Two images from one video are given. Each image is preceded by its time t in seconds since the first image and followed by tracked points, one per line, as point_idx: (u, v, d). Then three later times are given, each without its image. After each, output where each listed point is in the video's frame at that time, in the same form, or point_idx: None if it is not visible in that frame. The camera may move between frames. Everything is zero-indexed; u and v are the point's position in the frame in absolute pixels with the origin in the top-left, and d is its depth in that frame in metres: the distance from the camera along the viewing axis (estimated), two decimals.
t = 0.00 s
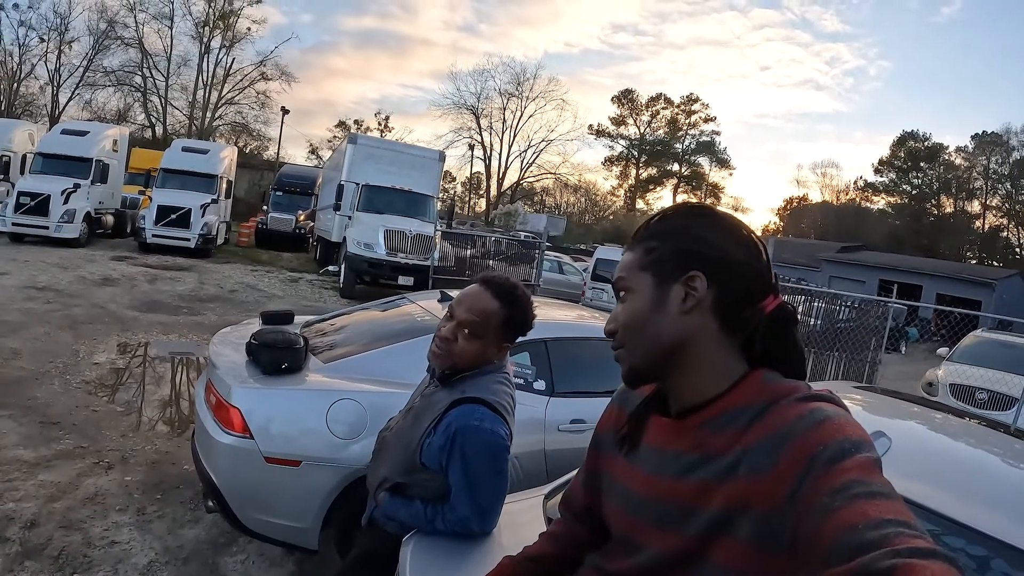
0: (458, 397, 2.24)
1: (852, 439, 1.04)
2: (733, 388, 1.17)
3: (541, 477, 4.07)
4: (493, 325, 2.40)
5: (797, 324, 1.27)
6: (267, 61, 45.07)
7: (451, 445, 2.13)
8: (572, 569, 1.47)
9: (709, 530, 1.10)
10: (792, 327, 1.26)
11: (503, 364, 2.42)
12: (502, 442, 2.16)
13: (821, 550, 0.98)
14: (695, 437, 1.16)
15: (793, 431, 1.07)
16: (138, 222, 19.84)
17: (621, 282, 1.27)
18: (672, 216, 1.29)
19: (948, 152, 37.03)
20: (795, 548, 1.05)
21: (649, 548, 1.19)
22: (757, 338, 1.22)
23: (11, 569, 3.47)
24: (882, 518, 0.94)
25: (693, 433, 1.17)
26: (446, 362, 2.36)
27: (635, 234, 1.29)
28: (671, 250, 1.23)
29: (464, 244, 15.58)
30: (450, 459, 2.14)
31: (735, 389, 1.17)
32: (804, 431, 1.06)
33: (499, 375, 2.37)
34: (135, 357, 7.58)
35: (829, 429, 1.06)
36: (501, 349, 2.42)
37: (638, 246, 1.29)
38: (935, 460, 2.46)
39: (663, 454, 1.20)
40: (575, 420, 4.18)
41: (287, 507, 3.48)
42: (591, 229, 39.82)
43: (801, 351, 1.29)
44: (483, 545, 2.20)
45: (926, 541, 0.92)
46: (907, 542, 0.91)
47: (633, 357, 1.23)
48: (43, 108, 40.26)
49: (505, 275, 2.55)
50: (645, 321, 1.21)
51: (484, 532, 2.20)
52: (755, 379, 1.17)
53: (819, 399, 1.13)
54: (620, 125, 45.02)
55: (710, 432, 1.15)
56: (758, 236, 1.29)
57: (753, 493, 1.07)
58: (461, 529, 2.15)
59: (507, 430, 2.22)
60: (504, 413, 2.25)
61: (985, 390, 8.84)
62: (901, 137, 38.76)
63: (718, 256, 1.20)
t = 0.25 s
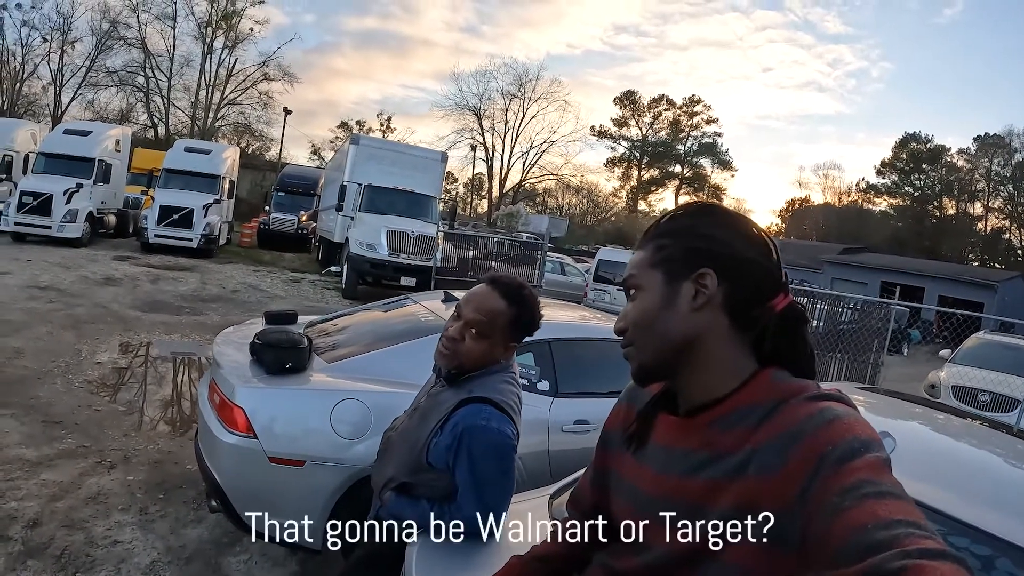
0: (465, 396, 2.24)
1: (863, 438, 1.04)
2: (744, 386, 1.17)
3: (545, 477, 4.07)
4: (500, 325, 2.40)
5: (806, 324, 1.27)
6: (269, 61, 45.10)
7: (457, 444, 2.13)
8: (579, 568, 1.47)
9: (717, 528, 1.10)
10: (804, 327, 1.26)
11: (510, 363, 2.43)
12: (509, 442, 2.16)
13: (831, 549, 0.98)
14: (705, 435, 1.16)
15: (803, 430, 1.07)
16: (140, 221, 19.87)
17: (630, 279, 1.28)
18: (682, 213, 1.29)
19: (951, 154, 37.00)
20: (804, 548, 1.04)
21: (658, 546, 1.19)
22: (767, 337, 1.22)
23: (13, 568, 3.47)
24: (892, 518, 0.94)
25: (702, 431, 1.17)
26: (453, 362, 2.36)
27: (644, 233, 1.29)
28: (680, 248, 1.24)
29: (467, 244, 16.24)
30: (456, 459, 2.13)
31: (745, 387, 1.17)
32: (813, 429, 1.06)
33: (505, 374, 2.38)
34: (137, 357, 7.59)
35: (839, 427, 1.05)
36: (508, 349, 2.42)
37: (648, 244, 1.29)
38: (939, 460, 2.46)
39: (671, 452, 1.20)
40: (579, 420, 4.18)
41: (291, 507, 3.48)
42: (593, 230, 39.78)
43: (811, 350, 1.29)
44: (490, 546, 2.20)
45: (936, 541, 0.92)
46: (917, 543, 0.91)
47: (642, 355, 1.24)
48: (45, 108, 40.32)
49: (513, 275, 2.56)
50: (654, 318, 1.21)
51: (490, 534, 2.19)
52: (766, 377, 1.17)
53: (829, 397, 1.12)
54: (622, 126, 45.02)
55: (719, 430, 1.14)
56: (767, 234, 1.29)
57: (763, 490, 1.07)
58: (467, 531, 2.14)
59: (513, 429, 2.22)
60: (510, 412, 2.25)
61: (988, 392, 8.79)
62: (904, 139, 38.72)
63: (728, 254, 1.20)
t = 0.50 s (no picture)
0: (469, 392, 2.24)
1: (864, 431, 1.04)
2: (744, 380, 1.17)
3: (547, 475, 4.06)
4: (505, 323, 2.40)
5: (806, 318, 1.27)
6: (272, 62, 45.18)
7: (461, 441, 2.14)
8: (582, 564, 1.47)
9: (719, 527, 1.10)
10: (802, 322, 1.26)
11: (514, 361, 2.43)
12: (513, 439, 2.17)
13: (834, 544, 0.98)
14: (706, 430, 1.16)
15: (805, 424, 1.07)
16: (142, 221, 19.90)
17: (625, 277, 1.29)
18: (679, 210, 1.29)
19: (953, 155, 37.03)
20: (810, 541, 1.04)
21: (663, 543, 1.19)
22: (765, 332, 1.23)
23: (16, 566, 3.48)
24: (895, 511, 0.94)
25: (702, 426, 1.17)
26: (457, 359, 2.37)
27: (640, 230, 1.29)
28: (681, 242, 1.23)
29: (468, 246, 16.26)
30: (460, 455, 2.14)
31: (745, 381, 1.17)
32: (813, 424, 1.06)
33: (509, 372, 2.38)
34: (139, 356, 7.60)
35: (842, 421, 1.05)
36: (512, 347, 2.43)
37: (645, 239, 1.29)
38: (941, 459, 2.45)
39: (672, 448, 1.20)
40: (581, 420, 4.18)
41: (293, 505, 3.48)
42: (594, 231, 39.83)
43: (811, 345, 1.29)
44: (493, 545, 2.20)
45: (942, 533, 0.91)
46: (922, 535, 0.91)
47: (642, 352, 1.23)
48: (48, 108, 40.41)
49: (517, 273, 2.56)
50: (654, 314, 1.21)
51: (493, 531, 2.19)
52: (766, 372, 1.17)
53: (829, 391, 1.12)
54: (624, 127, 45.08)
55: (720, 425, 1.14)
56: (768, 232, 1.29)
57: (766, 484, 1.07)
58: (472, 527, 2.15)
59: (518, 426, 2.22)
60: (514, 409, 2.25)
61: (990, 393, 8.76)
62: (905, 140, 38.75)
63: (728, 248, 1.20)
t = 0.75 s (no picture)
0: (472, 388, 2.24)
1: (862, 423, 1.04)
2: (742, 373, 1.17)
3: (548, 474, 4.06)
4: (507, 321, 2.40)
5: (803, 312, 1.28)
6: (272, 63, 45.20)
7: (464, 437, 2.14)
8: (583, 560, 1.47)
9: (720, 523, 1.10)
10: (798, 315, 1.27)
11: (517, 358, 2.43)
12: (516, 435, 2.17)
13: (835, 538, 0.99)
14: (704, 423, 1.16)
15: (804, 416, 1.07)
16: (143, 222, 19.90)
17: (622, 272, 1.28)
18: (675, 204, 1.29)
19: (953, 157, 37.07)
20: (810, 533, 1.05)
21: (664, 538, 1.19)
22: (762, 325, 1.23)
23: (17, 564, 3.48)
24: (895, 503, 0.94)
25: (700, 419, 1.17)
26: (459, 356, 2.37)
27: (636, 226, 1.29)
28: (678, 236, 1.23)
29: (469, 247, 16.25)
30: (463, 451, 2.14)
31: (742, 374, 1.17)
32: (812, 417, 1.06)
33: (511, 369, 2.38)
34: (139, 356, 7.60)
35: (841, 413, 1.05)
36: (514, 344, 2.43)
37: (641, 235, 1.29)
38: (942, 456, 2.46)
39: (671, 443, 1.20)
40: (583, 419, 4.18)
41: (295, 503, 3.48)
42: (595, 233, 39.81)
43: (809, 339, 1.29)
44: (495, 543, 2.20)
45: (940, 526, 0.92)
46: (922, 528, 0.91)
47: (639, 347, 1.23)
48: (48, 108, 40.41)
49: (520, 270, 2.55)
50: (652, 310, 1.21)
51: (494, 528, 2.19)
52: (764, 365, 1.17)
53: (825, 382, 1.12)
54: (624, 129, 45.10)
55: (719, 420, 1.15)
56: (767, 227, 1.29)
57: (765, 477, 1.08)
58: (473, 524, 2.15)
59: (520, 422, 2.22)
60: (517, 405, 2.25)
61: (989, 393, 8.74)
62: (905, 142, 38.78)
63: (725, 243, 1.21)
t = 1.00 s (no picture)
0: (476, 390, 2.24)
1: (861, 418, 1.04)
2: (738, 372, 1.17)
3: (549, 476, 4.07)
4: (509, 322, 2.40)
5: (799, 309, 1.27)
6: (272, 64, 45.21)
7: (468, 439, 2.14)
8: (586, 562, 1.47)
9: (721, 523, 1.10)
10: (795, 312, 1.27)
11: (519, 359, 2.43)
12: (519, 436, 2.17)
13: (837, 534, 0.99)
14: (703, 423, 1.16)
15: (802, 413, 1.07)
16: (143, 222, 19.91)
17: (616, 273, 1.29)
18: (669, 203, 1.29)
19: (952, 159, 37.08)
20: (811, 530, 1.05)
21: (664, 538, 1.19)
22: (758, 324, 1.23)
23: (17, 565, 3.48)
24: (898, 498, 0.94)
25: (697, 420, 1.17)
26: (463, 358, 2.37)
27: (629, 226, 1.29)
28: (671, 237, 1.23)
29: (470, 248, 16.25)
30: (466, 453, 2.14)
31: (740, 373, 1.17)
32: (810, 414, 1.06)
33: (514, 369, 2.37)
34: (139, 357, 7.60)
35: (839, 409, 1.05)
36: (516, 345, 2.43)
37: (633, 236, 1.29)
38: (946, 458, 2.45)
39: (669, 442, 1.20)
40: (584, 420, 4.18)
41: (295, 505, 3.48)
42: (595, 234, 39.83)
43: (805, 336, 1.29)
44: (497, 544, 2.19)
45: (944, 518, 0.91)
46: (925, 521, 0.91)
47: (634, 348, 1.23)
48: (49, 109, 40.43)
49: (523, 271, 2.56)
50: (648, 310, 1.21)
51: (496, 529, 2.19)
52: (761, 362, 1.17)
53: (823, 379, 1.12)
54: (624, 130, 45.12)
55: (717, 418, 1.15)
56: (762, 225, 1.29)
57: (765, 476, 1.07)
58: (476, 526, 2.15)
59: (524, 423, 2.22)
60: (520, 407, 2.24)
61: (990, 395, 8.74)
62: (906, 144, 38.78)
63: (719, 242, 1.21)
